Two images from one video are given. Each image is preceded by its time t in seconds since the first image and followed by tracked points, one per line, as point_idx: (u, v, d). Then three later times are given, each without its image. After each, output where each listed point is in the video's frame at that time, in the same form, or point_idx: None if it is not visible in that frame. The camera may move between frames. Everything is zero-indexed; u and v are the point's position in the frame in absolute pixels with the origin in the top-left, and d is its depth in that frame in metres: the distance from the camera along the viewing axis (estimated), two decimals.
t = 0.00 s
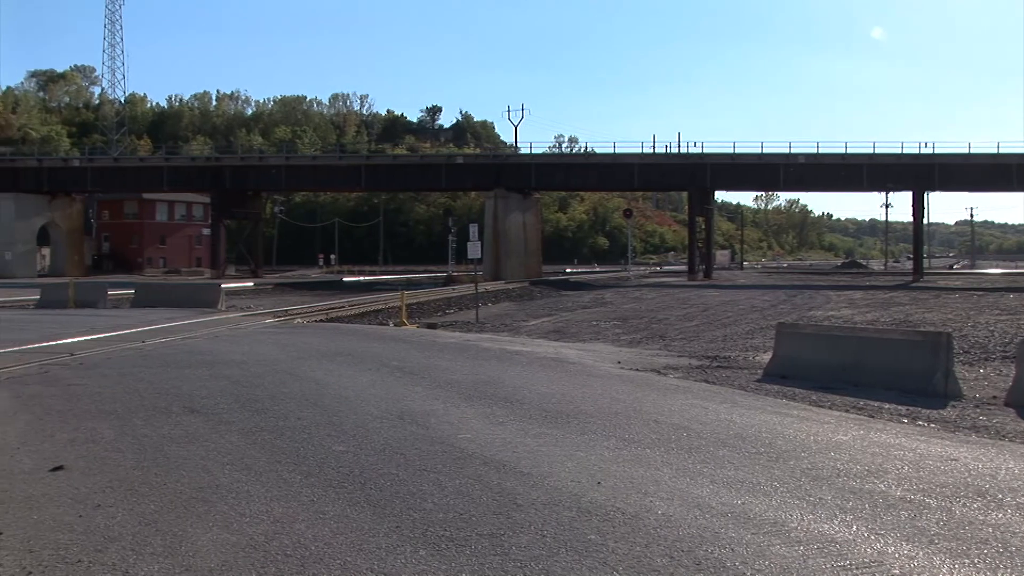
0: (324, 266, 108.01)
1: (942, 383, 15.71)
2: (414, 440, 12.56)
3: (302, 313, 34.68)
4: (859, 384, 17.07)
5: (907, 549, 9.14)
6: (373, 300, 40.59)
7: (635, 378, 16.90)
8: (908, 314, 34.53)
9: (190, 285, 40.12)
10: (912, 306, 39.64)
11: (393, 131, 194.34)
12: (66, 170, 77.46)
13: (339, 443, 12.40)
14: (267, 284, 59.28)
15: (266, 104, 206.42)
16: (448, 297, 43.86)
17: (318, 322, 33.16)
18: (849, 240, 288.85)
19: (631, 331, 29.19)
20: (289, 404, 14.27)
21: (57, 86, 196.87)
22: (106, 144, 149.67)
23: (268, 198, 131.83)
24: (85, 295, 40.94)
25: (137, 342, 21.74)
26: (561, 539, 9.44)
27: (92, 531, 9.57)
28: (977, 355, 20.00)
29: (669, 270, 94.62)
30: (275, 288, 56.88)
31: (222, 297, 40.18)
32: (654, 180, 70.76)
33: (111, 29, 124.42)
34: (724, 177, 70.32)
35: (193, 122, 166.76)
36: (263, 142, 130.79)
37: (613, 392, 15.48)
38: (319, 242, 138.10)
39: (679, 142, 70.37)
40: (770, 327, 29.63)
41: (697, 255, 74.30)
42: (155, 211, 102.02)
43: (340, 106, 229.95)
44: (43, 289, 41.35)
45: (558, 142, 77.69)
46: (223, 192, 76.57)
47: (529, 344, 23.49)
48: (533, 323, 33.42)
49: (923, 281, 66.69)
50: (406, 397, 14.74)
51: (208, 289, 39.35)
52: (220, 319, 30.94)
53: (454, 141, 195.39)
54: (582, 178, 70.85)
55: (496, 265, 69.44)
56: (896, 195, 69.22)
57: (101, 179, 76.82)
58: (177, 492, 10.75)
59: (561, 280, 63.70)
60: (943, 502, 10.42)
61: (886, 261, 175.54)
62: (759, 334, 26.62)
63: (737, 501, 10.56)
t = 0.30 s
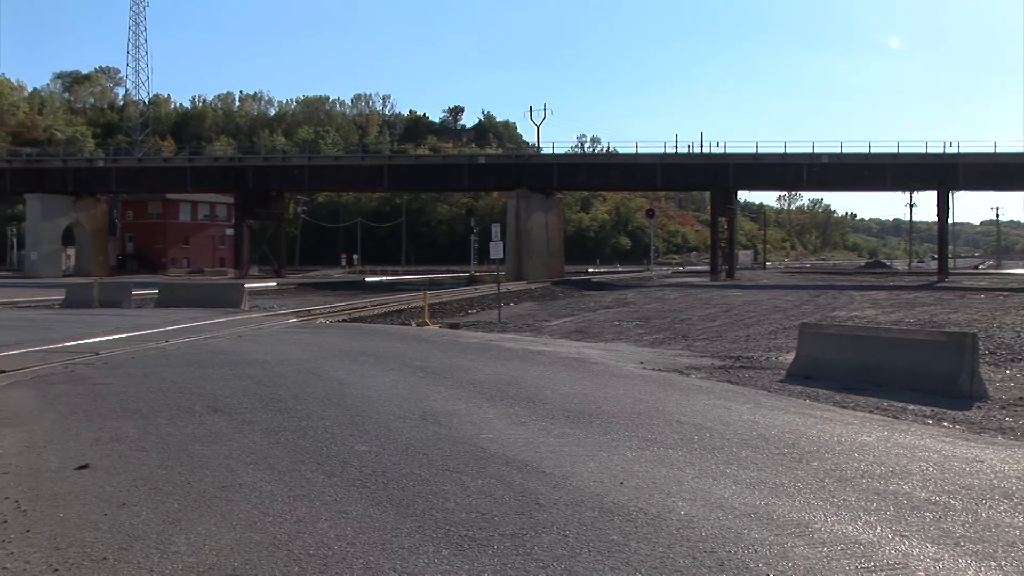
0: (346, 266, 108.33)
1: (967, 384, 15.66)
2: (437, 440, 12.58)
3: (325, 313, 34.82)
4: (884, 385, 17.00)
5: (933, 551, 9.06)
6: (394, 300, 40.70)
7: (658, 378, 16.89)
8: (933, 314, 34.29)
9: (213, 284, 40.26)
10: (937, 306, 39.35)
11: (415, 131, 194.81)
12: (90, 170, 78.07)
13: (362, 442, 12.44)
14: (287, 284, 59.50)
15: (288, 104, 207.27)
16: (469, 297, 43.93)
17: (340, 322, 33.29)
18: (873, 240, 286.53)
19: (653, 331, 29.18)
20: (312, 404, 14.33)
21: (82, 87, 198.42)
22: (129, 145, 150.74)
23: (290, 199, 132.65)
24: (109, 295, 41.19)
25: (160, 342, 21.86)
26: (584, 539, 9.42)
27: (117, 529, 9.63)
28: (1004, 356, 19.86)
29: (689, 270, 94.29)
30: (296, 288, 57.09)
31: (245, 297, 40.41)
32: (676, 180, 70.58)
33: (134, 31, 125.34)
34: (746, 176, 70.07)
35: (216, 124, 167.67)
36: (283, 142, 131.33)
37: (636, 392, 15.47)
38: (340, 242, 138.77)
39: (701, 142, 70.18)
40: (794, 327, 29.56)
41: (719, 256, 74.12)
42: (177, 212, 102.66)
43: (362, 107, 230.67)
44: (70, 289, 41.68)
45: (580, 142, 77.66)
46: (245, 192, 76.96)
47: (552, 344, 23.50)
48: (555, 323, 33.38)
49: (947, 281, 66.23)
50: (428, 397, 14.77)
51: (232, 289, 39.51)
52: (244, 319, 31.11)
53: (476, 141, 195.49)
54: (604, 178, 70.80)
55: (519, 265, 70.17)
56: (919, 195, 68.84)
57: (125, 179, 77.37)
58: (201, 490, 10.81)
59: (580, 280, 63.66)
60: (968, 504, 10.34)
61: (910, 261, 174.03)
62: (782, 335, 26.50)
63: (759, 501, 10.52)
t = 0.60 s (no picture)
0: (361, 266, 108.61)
1: (984, 385, 15.59)
2: (452, 440, 12.60)
3: (340, 313, 34.93)
4: (899, 386, 16.96)
5: (950, 552, 8.99)
6: (410, 300, 40.80)
7: (674, 378, 16.87)
8: (950, 315, 34.20)
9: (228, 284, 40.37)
10: (955, 307, 39.24)
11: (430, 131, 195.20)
12: (106, 171, 78.48)
13: (377, 442, 12.46)
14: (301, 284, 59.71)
15: (303, 104, 207.93)
16: (484, 297, 44.03)
17: (356, 322, 33.39)
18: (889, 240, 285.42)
19: (669, 331, 29.22)
20: (327, 404, 14.38)
21: (99, 87, 199.49)
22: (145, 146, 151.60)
23: (306, 199, 133.18)
24: (125, 295, 41.36)
25: (176, 342, 21.93)
26: (598, 540, 9.41)
27: (134, 529, 9.67)
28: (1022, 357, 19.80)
29: (704, 270, 94.17)
30: (311, 288, 57.28)
31: (261, 297, 40.56)
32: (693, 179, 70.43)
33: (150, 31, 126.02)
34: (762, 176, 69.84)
35: (232, 124, 168.34)
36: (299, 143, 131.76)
37: (652, 392, 15.46)
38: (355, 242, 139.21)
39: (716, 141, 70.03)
40: (810, 327, 29.56)
41: (735, 256, 73.91)
42: (193, 212, 103.08)
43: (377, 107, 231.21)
44: (87, 289, 41.87)
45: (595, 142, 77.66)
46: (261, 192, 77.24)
47: (567, 344, 23.52)
48: (570, 323, 33.43)
49: (964, 281, 65.97)
50: (444, 397, 14.80)
51: (248, 289, 39.63)
52: (259, 319, 31.22)
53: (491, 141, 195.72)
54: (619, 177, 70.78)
55: (533, 265, 70.03)
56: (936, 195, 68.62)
57: (141, 180, 77.76)
58: (216, 490, 10.84)
59: (595, 279, 63.71)
60: (987, 506, 10.28)
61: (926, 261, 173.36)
62: (798, 335, 26.48)
63: (775, 502, 10.49)
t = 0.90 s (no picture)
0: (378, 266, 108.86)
1: (1006, 385, 15.53)
2: (470, 440, 12.61)
3: (358, 313, 34.99)
4: (919, 386, 16.92)
5: (971, 555, 8.92)
6: (427, 300, 40.88)
7: (693, 378, 16.84)
8: (971, 315, 34.00)
9: (247, 284, 40.50)
10: (976, 308, 38.97)
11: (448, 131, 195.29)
12: (126, 171, 78.92)
13: (395, 442, 12.48)
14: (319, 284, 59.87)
15: (321, 104, 208.49)
16: (502, 297, 44.08)
17: (374, 322, 33.47)
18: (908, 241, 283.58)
19: (687, 331, 29.21)
20: (345, 403, 14.43)
21: (120, 88, 200.59)
22: (164, 146, 152.44)
23: (323, 199, 133.63)
24: (144, 295, 41.53)
25: (195, 342, 22.00)
26: (616, 540, 9.38)
27: (154, 527, 9.71)
28: None
29: (720, 270, 93.88)
30: (329, 288, 57.42)
31: (279, 298, 40.72)
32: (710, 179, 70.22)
33: (170, 32, 126.79)
34: (780, 175, 69.56)
35: (250, 124, 169.04)
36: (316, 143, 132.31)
37: (670, 392, 15.45)
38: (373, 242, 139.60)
39: (735, 141, 69.82)
40: (829, 327, 29.49)
41: (752, 256, 73.67)
42: (212, 212, 103.58)
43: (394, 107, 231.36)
44: (107, 289, 42.12)
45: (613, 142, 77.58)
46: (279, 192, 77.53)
47: (585, 344, 23.53)
48: (589, 323, 33.42)
49: (984, 281, 65.51)
50: (462, 397, 14.82)
51: (266, 288, 39.78)
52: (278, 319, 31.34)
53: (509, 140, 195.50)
54: (636, 177, 70.67)
55: (550, 265, 70.00)
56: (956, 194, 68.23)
57: (160, 180, 78.18)
58: (235, 490, 10.89)
59: (611, 279, 63.66)
60: (1008, 508, 10.20)
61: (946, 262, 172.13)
62: (816, 335, 26.41)
63: (794, 503, 10.45)
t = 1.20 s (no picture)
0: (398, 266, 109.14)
1: None
2: (490, 440, 12.63)
3: (378, 313, 35.07)
4: (941, 386, 16.85)
5: (996, 558, 8.86)
6: (448, 300, 40.93)
7: (714, 379, 16.80)
8: (996, 317, 33.76)
9: (269, 285, 40.68)
10: (1001, 309, 38.67)
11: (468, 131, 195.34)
12: (147, 171, 79.40)
13: (416, 442, 12.51)
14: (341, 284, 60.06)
15: (342, 104, 209.10)
16: (522, 297, 44.11)
17: (395, 322, 33.55)
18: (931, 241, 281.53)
19: (708, 332, 29.16)
20: (366, 403, 14.49)
21: (142, 89, 201.94)
22: (186, 146, 153.39)
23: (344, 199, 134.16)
24: (167, 295, 41.76)
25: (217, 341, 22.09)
26: (637, 541, 9.37)
27: (176, 526, 9.77)
28: None
29: (739, 270, 93.51)
30: (349, 288, 57.60)
31: (300, 298, 40.87)
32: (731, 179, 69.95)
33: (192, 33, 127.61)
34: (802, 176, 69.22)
35: (270, 124, 169.81)
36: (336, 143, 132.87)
37: (691, 392, 15.42)
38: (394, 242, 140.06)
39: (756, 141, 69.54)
40: (851, 327, 29.42)
41: (773, 256, 73.40)
42: (233, 212, 104.13)
43: (415, 107, 231.73)
44: (130, 289, 42.38)
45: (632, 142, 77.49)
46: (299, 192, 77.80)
47: (605, 345, 23.52)
48: (610, 323, 33.41)
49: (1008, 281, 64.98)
50: (483, 397, 14.84)
51: (288, 289, 39.93)
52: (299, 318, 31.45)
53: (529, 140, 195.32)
54: (656, 177, 70.54)
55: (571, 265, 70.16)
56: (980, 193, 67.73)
57: (182, 180, 78.61)
58: (257, 489, 10.93)
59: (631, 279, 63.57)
60: None
61: (969, 262, 170.82)
62: (838, 336, 26.31)
63: (816, 504, 10.42)
